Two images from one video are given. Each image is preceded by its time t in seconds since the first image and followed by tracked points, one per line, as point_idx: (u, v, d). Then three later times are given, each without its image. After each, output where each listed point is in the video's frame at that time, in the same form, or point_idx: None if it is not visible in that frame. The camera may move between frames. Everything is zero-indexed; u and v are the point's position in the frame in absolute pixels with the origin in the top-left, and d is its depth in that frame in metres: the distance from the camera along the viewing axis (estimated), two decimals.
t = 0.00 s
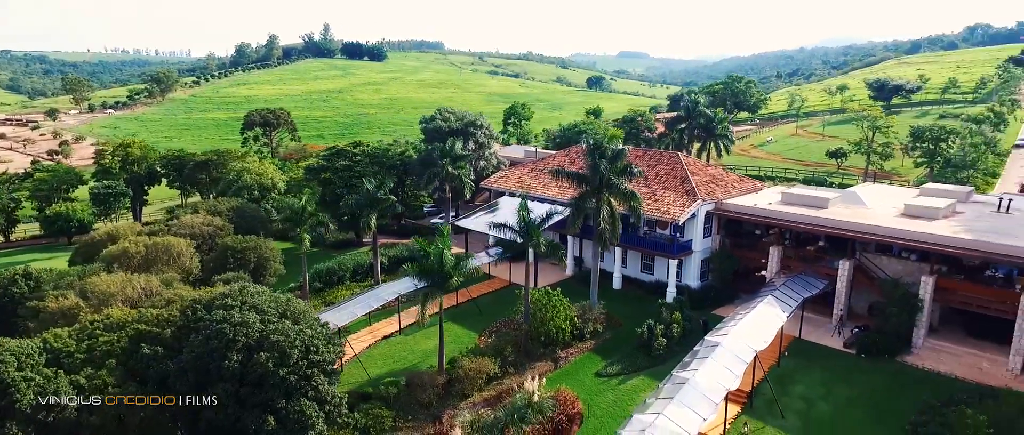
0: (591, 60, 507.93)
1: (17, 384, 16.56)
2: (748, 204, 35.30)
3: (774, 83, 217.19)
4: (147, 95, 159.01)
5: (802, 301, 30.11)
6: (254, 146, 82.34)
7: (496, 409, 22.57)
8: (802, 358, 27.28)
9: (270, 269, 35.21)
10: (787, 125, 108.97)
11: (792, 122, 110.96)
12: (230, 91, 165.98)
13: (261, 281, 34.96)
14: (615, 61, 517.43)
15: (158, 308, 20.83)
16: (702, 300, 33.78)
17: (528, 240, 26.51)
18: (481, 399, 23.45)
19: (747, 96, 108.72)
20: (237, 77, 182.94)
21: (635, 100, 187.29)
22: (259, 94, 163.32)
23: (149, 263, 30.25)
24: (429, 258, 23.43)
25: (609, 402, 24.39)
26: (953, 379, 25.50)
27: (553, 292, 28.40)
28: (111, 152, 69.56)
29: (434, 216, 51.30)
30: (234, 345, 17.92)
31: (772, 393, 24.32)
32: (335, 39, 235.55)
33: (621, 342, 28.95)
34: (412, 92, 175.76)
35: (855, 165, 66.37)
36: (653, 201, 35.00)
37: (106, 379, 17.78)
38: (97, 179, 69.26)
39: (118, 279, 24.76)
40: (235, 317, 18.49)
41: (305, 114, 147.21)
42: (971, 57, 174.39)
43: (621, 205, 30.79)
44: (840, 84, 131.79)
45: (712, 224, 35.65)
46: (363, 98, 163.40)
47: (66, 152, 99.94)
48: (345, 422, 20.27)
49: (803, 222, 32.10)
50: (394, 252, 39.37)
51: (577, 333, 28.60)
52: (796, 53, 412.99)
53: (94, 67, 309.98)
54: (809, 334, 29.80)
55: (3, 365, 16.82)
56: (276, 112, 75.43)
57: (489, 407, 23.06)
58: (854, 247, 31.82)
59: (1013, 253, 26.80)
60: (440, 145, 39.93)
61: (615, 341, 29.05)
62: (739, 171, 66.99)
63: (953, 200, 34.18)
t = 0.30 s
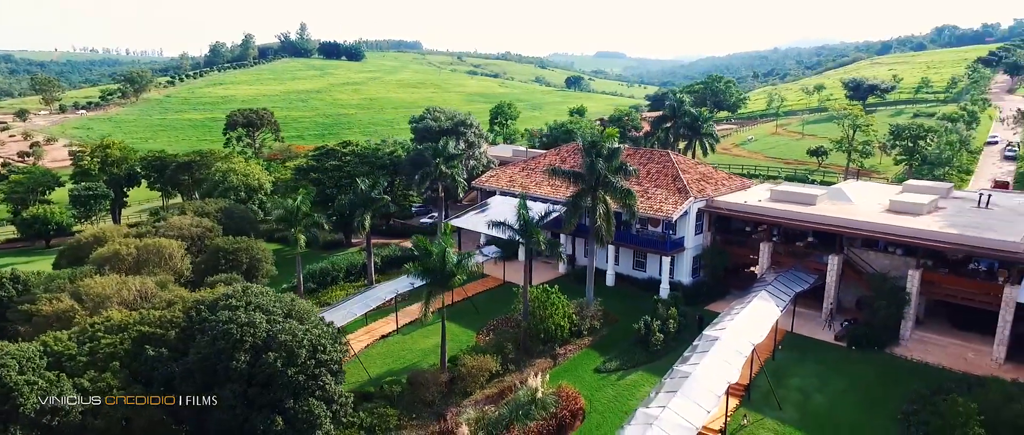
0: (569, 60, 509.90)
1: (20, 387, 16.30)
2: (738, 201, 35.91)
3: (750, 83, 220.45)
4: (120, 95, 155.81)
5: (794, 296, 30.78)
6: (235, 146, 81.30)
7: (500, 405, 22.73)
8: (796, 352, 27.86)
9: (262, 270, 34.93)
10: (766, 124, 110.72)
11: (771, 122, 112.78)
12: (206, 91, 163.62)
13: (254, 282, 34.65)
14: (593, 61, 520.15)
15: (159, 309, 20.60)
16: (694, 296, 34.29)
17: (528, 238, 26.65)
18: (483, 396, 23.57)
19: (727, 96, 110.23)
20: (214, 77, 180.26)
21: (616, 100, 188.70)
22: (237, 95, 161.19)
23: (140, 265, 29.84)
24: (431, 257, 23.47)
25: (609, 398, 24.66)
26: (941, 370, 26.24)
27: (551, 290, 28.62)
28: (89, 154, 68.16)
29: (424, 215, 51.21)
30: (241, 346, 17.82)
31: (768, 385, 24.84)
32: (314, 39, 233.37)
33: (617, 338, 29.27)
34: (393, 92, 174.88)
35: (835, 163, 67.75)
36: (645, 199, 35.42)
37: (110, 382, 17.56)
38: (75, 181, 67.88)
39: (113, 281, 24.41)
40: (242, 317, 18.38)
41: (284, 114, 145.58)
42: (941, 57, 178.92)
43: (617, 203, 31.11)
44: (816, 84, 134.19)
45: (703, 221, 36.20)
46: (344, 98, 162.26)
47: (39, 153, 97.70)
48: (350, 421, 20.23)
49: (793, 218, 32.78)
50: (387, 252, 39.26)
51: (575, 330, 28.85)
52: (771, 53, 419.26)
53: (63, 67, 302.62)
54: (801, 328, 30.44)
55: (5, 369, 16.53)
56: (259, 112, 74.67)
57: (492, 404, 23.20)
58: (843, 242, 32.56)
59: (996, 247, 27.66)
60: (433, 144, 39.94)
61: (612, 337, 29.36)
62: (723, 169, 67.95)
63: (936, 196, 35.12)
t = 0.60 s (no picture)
0: (552, 59, 511.28)
1: (30, 390, 16.14)
2: (733, 199, 36.43)
3: (732, 83, 222.86)
4: (97, 95, 152.90)
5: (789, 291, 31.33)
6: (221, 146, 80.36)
7: (508, 402, 22.89)
8: (794, 346, 28.36)
9: (258, 271, 34.69)
10: (749, 123, 112.09)
11: (755, 121, 114.18)
12: (184, 91, 161.44)
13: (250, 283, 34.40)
14: (576, 61, 522.12)
15: (166, 310, 20.42)
16: (691, 292, 34.73)
17: (532, 234, 27.14)
18: (489, 393, 23.68)
19: (712, 95, 111.43)
20: (194, 77, 177.88)
21: (600, 100, 189.76)
22: (218, 95, 159.29)
23: (137, 267, 29.46)
24: (438, 255, 23.48)
25: (614, 394, 24.92)
26: (934, 361, 26.90)
27: (553, 287, 28.79)
28: (71, 155, 66.98)
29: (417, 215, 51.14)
30: (253, 345, 17.73)
31: (769, 379, 25.29)
32: (295, 39, 231.26)
33: (618, 335, 29.56)
34: (377, 92, 173.98)
35: (820, 161, 68.89)
36: (642, 197, 35.76)
37: (120, 384, 17.41)
38: (57, 182, 66.70)
39: (113, 283, 24.12)
40: (253, 316, 18.29)
41: (267, 114, 144.07)
42: (917, 57, 182.60)
43: (616, 201, 31.37)
44: (798, 84, 136.19)
45: (698, 219, 36.67)
46: (323, 98, 160.98)
47: (15, 153, 95.67)
48: (360, 420, 20.26)
49: (788, 215, 33.36)
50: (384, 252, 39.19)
51: (576, 327, 29.05)
52: (751, 53, 424.47)
53: (35, 66, 296.11)
54: (797, 323, 30.99)
55: (13, 371, 16.38)
56: (245, 112, 73.95)
57: (498, 401, 23.31)
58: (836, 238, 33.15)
59: (986, 241, 28.42)
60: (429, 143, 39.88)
61: (613, 334, 29.64)
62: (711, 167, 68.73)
63: (924, 192, 35.91)
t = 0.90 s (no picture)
0: (538, 59, 511.85)
1: (44, 392, 16.06)
2: (731, 197, 36.85)
3: (717, 82, 224.71)
4: (78, 95, 150.39)
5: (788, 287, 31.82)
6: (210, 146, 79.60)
7: (517, 399, 23.07)
8: (794, 341, 28.79)
9: (258, 271, 34.49)
10: (737, 122, 113.17)
11: (743, 120, 115.31)
12: (166, 91, 159.44)
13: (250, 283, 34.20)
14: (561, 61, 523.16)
15: (177, 309, 20.30)
16: (690, 289, 35.10)
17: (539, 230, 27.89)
18: (498, 390, 23.80)
19: (700, 94, 112.34)
20: (177, 77, 175.70)
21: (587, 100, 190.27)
22: (202, 95, 157.56)
23: (137, 267, 29.14)
24: (446, 253, 23.53)
25: (620, 389, 25.15)
26: (931, 354, 27.45)
27: (557, 284, 28.95)
28: (57, 156, 65.96)
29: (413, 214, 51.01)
30: (269, 344, 17.70)
31: (773, 373, 25.69)
32: (280, 38, 229.18)
33: (622, 332, 29.81)
34: (364, 92, 173.11)
35: (809, 160, 69.81)
36: (642, 195, 36.07)
37: (135, 384, 17.32)
38: (43, 183, 65.66)
39: (118, 283, 23.89)
40: (268, 315, 18.26)
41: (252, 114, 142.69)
42: (898, 57, 185.60)
43: (618, 199, 31.59)
44: (784, 83, 137.68)
45: (696, 216, 37.07)
46: (309, 99, 159.82)
47: None
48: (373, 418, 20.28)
49: (787, 212, 33.81)
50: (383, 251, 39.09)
51: (580, 324, 29.26)
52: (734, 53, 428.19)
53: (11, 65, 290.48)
54: (796, 318, 31.48)
55: (28, 372, 16.29)
56: (236, 112, 73.33)
57: (508, 398, 23.45)
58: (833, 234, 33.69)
59: (980, 236, 29.06)
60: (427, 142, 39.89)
61: (616, 331, 29.90)
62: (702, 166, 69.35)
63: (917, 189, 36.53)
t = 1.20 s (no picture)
0: (525, 59, 512.45)
1: (64, 391, 16.04)
2: (731, 194, 37.30)
3: (704, 82, 226.39)
4: (60, 95, 148.05)
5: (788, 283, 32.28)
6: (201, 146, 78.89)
7: (529, 395, 23.21)
8: (797, 336, 29.21)
9: (261, 271, 34.36)
10: (726, 121, 114.13)
11: (732, 119, 116.27)
12: (151, 91, 157.57)
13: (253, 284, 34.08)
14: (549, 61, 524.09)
15: (191, 308, 20.22)
16: (691, 286, 35.46)
17: (546, 227, 28.65)
18: (509, 387, 23.96)
19: (690, 94, 113.17)
20: (161, 77, 173.63)
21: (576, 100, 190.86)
22: (188, 95, 155.96)
23: (141, 267, 28.89)
24: (458, 251, 23.63)
25: (629, 385, 25.40)
26: (931, 348, 28.03)
27: (564, 282, 29.16)
28: (46, 156, 65.01)
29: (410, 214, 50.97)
30: (289, 342, 17.71)
31: (778, 368, 26.11)
32: (266, 38, 227.38)
33: (628, 328, 30.08)
34: (353, 92, 172.36)
35: (800, 158, 70.68)
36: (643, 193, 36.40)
37: (153, 383, 17.25)
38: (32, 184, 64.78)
39: (126, 283, 23.77)
40: (286, 314, 18.28)
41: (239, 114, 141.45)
42: (882, 57, 188.30)
43: (622, 197, 31.88)
44: (771, 83, 139.05)
45: (696, 214, 37.48)
46: (296, 99, 158.73)
47: None
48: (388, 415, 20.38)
49: (787, 209, 34.27)
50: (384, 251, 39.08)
51: (586, 321, 29.46)
52: (720, 53, 431.71)
53: None
54: (797, 314, 31.97)
55: (47, 372, 16.27)
56: (228, 112, 72.80)
57: (518, 395, 23.60)
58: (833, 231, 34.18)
59: (976, 232, 29.65)
60: (428, 141, 39.94)
61: (621, 328, 30.17)
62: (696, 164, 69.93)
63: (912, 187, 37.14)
